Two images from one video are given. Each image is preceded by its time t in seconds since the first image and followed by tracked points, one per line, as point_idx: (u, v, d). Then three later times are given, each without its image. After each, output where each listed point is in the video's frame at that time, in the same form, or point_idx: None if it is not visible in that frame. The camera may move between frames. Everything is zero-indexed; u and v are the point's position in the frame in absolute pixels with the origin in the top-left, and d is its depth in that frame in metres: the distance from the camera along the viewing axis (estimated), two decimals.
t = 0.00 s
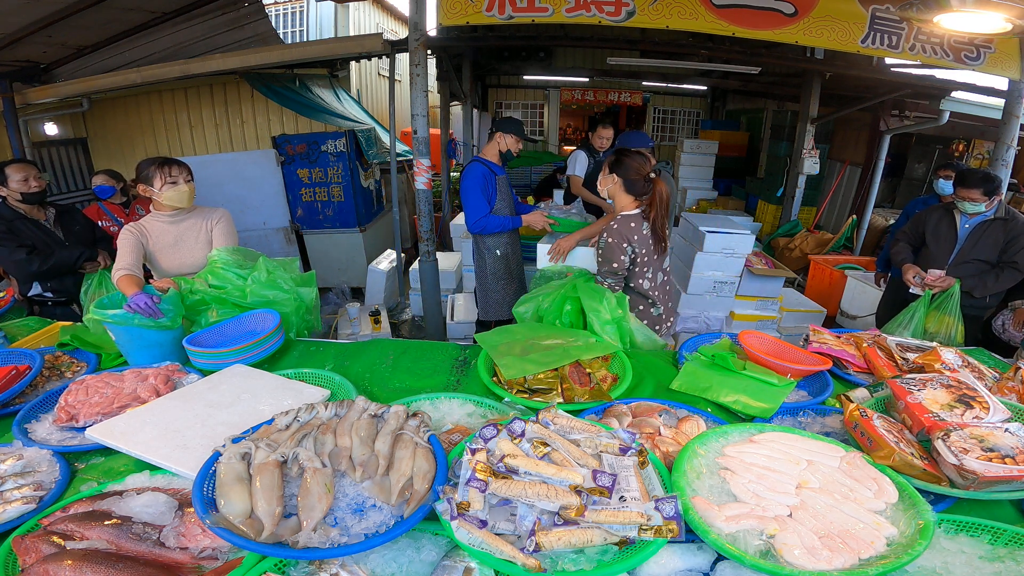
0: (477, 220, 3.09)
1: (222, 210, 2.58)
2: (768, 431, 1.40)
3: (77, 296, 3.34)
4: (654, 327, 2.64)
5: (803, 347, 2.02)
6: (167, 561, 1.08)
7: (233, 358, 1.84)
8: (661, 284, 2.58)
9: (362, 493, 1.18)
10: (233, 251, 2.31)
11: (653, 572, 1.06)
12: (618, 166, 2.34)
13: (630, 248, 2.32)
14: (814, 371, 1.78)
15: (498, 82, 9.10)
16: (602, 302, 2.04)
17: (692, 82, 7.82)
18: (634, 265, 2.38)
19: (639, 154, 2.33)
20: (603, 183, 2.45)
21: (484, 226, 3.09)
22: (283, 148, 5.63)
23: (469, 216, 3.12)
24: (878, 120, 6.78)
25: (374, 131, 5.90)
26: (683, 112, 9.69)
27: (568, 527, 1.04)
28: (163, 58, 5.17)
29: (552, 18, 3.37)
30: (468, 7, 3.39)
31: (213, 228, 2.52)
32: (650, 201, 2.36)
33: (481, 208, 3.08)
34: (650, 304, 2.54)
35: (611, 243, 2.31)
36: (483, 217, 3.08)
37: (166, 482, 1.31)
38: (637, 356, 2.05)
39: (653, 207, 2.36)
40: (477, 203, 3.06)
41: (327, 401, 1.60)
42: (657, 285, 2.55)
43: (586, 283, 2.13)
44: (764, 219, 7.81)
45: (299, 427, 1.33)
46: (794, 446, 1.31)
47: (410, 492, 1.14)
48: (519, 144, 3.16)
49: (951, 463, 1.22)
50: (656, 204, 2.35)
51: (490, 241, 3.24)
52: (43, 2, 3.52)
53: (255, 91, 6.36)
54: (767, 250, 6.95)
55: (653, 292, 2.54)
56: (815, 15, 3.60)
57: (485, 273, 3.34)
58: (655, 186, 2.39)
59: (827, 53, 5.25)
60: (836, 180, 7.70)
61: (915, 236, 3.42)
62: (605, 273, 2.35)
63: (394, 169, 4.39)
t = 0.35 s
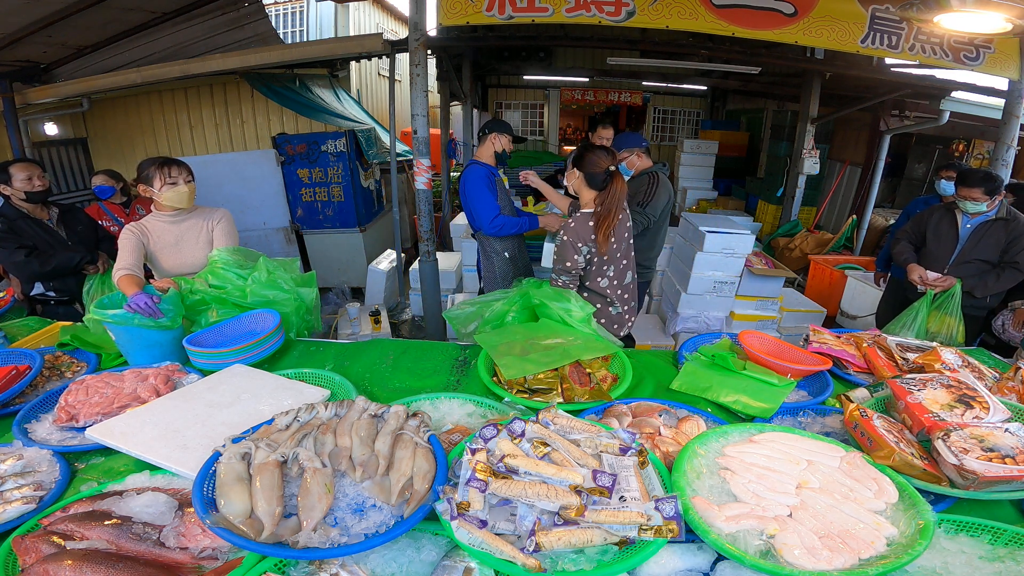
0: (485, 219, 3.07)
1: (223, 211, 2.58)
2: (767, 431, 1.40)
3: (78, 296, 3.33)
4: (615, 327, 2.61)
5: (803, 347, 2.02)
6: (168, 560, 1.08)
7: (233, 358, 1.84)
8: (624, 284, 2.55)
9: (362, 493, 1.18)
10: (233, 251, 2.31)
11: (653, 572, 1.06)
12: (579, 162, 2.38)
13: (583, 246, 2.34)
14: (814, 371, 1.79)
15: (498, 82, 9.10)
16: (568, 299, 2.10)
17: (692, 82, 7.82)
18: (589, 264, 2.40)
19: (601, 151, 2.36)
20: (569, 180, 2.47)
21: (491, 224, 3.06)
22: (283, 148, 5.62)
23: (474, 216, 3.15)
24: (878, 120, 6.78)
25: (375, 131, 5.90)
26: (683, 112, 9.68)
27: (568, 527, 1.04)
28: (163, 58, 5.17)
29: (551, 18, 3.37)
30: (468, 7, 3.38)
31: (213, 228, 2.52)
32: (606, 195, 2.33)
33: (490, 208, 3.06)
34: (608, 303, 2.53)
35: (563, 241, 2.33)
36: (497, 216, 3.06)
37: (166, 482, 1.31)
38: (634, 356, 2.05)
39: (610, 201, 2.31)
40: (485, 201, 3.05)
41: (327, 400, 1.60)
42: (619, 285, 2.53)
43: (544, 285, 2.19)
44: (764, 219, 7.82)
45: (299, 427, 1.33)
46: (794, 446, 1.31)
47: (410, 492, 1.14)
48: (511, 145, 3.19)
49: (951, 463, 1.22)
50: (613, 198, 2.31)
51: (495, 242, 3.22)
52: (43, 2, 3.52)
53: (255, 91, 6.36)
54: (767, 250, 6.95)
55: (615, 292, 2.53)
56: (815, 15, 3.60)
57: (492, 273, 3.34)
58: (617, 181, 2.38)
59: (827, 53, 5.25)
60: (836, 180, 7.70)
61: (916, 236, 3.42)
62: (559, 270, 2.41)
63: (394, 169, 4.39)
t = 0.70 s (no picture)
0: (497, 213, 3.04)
1: (223, 211, 2.58)
2: (768, 431, 1.39)
3: (80, 296, 3.31)
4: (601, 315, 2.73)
5: (803, 347, 2.02)
6: (167, 561, 1.08)
7: (233, 358, 1.84)
8: (596, 274, 2.68)
9: (362, 493, 1.18)
10: (234, 251, 2.31)
11: (653, 572, 1.06)
12: (550, 160, 2.46)
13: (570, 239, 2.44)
14: (814, 371, 1.79)
15: (498, 82, 9.10)
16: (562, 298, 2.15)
17: (692, 82, 7.82)
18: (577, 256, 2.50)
19: (570, 148, 2.44)
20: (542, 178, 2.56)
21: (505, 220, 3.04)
22: (283, 148, 5.62)
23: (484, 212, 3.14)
24: (878, 120, 6.78)
25: (374, 131, 5.90)
26: (683, 112, 9.68)
27: (568, 527, 1.04)
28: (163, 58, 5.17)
29: (551, 18, 3.36)
30: (468, 7, 3.38)
31: (214, 228, 2.52)
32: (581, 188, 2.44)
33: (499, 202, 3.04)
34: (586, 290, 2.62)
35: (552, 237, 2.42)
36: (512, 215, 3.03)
37: (166, 482, 1.31)
38: (635, 356, 2.05)
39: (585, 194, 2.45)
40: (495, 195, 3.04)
41: (327, 400, 1.60)
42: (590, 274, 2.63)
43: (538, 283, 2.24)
44: (764, 219, 7.82)
45: (298, 427, 1.33)
46: (794, 446, 1.31)
47: (410, 492, 1.14)
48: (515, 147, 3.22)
49: (951, 463, 1.22)
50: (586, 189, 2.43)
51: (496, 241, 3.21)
52: (43, 2, 3.52)
53: (255, 91, 6.36)
54: (767, 250, 6.94)
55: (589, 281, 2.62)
56: (815, 15, 3.60)
57: (492, 274, 3.31)
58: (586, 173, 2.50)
59: (827, 53, 5.25)
60: (836, 180, 7.70)
61: (916, 236, 3.42)
62: (554, 266, 2.49)
63: (394, 169, 4.39)
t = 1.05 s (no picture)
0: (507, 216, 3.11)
1: (224, 211, 2.58)
2: (768, 431, 1.39)
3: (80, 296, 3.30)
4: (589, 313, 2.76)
5: (803, 347, 2.02)
6: (168, 561, 1.08)
7: (233, 358, 1.84)
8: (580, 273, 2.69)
9: (362, 493, 1.18)
10: (234, 251, 2.31)
11: (653, 572, 1.06)
12: (533, 159, 2.53)
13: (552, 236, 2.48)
14: (814, 371, 1.79)
15: (498, 82, 9.10)
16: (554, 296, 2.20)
17: (692, 82, 7.82)
18: (558, 254, 2.51)
19: (554, 147, 2.52)
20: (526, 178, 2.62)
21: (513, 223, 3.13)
22: (282, 148, 5.61)
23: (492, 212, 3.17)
24: (878, 120, 6.78)
25: (374, 131, 5.90)
26: (683, 112, 9.67)
27: (568, 527, 1.04)
28: (163, 58, 5.17)
29: (552, 18, 3.36)
30: (468, 7, 3.38)
31: (214, 228, 2.52)
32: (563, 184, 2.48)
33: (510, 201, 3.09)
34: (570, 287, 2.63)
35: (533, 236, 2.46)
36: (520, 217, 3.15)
37: (166, 482, 1.31)
38: (634, 356, 2.05)
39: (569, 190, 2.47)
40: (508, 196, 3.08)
41: (327, 401, 1.60)
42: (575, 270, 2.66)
43: (524, 284, 2.26)
44: (763, 219, 7.82)
45: (299, 427, 1.33)
46: (794, 446, 1.31)
47: (410, 492, 1.14)
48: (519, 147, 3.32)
49: (951, 463, 1.22)
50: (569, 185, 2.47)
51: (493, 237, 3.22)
52: (43, 2, 3.53)
53: (255, 91, 6.36)
54: (767, 250, 6.94)
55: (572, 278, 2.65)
56: (815, 15, 3.60)
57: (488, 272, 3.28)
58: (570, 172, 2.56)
59: (827, 53, 5.25)
60: (836, 180, 7.70)
61: (917, 236, 3.42)
62: (537, 265, 2.52)
63: (394, 169, 4.38)
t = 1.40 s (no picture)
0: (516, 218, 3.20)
1: (224, 211, 2.58)
2: (767, 431, 1.40)
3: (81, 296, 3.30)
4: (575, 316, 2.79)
5: (803, 347, 2.02)
6: (168, 561, 1.08)
7: (233, 358, 1.84)
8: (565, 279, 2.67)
9: (362, 493, 1.18)
10: (234, 251, 2.31)
11: (652, 572, 1.06)
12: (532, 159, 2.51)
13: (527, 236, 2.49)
14: (814, 371, 1.78)
15: (498, 82, 9.10)
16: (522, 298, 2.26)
17: (692, 82, 7.82)
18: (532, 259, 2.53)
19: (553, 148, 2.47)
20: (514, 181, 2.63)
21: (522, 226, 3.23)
22: (283, 148, 5.61)
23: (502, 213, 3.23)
24: (878, 120, 6.78)
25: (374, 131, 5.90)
26: (683, 112, 9.67)
27: (568, 527, 1.04)
28: (163, 58, 5.17)
29: (552, 18, 3.36)
30: (468, 7, 3.38)
31: (214, 228, 2.52)
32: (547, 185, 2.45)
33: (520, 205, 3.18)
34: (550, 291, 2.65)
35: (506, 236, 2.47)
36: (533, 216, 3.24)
37: (166, 482, 1.31)
38: (632, 356, 2.06)
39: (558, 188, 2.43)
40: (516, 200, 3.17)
41: (327, 400, 1.60)
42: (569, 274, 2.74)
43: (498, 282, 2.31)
44: (764, 219, 7.83)
45: (299, 427, 1.33)
46: (794, 446, 1.31)
47: (410, 492, 1.14)
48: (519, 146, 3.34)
49: (951, 463, 1.22)
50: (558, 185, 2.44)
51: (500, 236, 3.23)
52: (43, 2, 3.53)
53: (255, 91, 6.36)
54: (767, 250, 6.94)
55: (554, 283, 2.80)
56: (815, 15, 3.60)
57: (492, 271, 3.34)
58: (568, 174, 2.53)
59: (827, 53, 5.24)
60: (836, 180, 7.70)
61: (917, 237, 3.42)
62: (509, 266, 2.55)
63: (394, 169, 4.38)
